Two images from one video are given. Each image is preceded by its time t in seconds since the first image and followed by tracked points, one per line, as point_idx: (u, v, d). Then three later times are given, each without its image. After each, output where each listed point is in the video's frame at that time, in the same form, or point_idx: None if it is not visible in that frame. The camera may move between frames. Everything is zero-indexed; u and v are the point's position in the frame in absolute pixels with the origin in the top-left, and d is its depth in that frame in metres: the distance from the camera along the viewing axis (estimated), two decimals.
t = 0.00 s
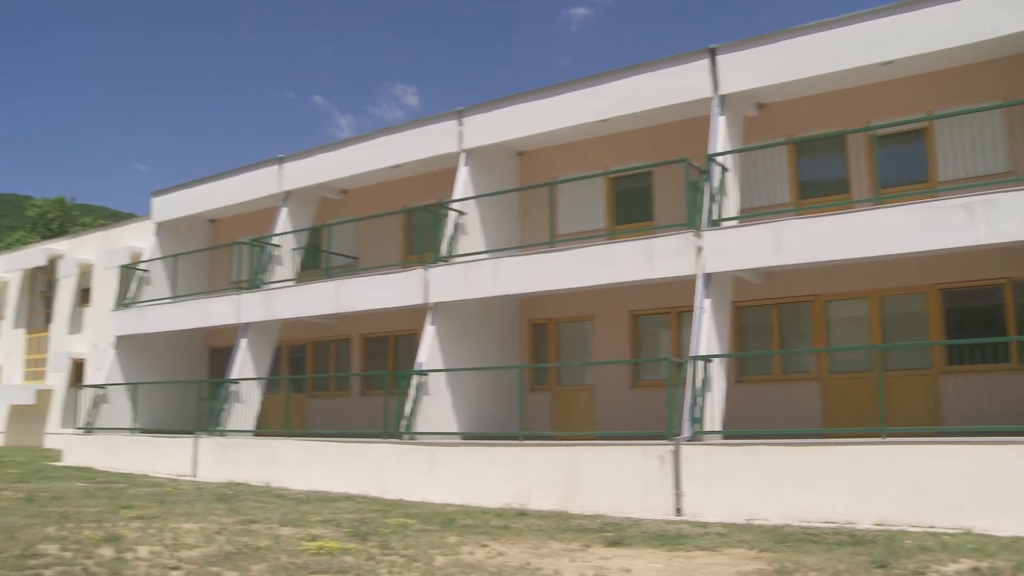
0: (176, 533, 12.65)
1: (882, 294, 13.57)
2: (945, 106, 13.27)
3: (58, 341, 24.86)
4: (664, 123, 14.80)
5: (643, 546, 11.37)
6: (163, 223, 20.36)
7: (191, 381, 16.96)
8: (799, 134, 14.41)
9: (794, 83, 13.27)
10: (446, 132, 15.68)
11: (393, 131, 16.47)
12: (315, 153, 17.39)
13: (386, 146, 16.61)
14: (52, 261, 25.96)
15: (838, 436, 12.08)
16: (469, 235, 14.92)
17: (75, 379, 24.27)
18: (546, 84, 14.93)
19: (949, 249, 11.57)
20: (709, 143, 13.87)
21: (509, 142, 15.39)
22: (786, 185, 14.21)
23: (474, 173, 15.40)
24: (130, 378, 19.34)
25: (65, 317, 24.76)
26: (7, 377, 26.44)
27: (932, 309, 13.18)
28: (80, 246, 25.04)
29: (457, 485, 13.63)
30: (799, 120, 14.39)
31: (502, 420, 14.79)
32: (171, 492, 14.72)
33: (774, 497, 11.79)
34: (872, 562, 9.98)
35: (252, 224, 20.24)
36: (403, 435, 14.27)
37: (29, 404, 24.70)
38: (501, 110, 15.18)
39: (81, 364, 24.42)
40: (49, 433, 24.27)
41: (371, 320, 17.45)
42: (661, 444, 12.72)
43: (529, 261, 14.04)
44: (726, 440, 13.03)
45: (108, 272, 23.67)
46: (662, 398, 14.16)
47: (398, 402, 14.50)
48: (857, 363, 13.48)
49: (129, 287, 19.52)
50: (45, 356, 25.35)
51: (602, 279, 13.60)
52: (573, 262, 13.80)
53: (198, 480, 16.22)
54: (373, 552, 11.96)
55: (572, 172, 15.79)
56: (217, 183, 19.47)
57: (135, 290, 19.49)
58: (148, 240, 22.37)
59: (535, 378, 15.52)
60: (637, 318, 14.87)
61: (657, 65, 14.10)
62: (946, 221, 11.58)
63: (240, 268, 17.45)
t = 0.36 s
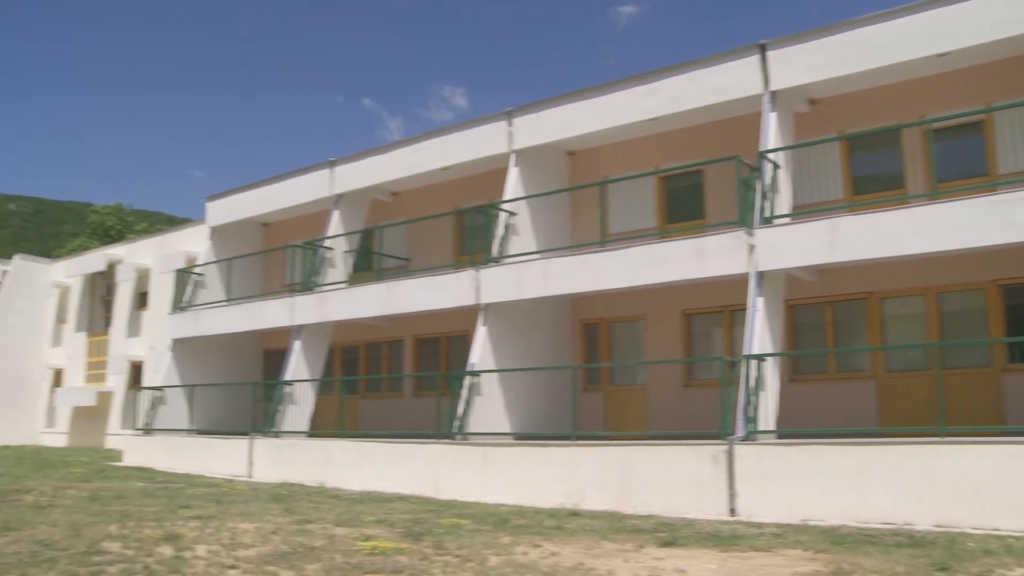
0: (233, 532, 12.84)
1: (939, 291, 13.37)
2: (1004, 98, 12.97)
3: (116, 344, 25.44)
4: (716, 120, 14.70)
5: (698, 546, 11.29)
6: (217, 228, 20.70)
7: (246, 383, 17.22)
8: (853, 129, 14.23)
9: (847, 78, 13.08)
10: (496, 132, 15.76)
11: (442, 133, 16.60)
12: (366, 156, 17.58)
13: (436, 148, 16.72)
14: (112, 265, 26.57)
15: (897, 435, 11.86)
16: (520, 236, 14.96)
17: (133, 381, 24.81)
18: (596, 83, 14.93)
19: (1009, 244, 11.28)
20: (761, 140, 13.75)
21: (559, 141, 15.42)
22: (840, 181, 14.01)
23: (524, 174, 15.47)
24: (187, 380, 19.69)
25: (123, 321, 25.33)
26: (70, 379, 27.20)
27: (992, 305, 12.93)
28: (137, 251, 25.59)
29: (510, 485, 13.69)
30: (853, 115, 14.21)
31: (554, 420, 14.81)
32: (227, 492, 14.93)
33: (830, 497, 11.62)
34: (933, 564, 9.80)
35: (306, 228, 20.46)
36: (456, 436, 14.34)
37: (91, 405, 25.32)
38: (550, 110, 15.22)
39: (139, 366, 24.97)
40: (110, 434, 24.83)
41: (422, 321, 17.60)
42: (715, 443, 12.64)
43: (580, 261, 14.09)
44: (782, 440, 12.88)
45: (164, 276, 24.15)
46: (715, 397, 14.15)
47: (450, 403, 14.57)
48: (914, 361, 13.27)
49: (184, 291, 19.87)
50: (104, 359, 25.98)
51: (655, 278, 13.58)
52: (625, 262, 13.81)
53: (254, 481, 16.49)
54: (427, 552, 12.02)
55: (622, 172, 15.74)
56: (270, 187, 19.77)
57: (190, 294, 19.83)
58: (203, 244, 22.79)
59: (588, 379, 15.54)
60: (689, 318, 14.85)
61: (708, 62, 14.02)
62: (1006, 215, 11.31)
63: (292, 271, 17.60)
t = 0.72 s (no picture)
0: (289, 532, 12.99)
1: (1000, 287, 13.10)
2: None
3: (172, 347, 25.88)
4: (768, 117, 14.59)
5: (754, 546, 11.17)
6: (269, 232, 20.89)
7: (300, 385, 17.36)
8: (908, 123, 14.01)
9: (901, 71, 12.86)
10: (546, 133, 15.82)
11: (491, 134, 16.66)
12: (416, 158, 17.75)
13: (486, 149, 16.82)
14: (168, 270, 27.07)
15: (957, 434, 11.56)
16: (571, 236, 15.01)
17: (190, 384, 25.29)
18: (646, 82, 14.90)
19: None
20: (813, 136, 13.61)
21: (609, 141, 15.43)
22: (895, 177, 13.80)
23: (574, 173, 15.48)
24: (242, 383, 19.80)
25: (180, 324, 25.79)
26: (130, 382, 27.83)
27: None
28: (192, 255, 25.97)
29: (564, 485, 13.71)
30: (908, 109, 14.00)
31: (606, 420, 14.84)
32: (282, 492, 15.11)
33: (889, 497, 11.39)
34: (997, 567, 9.58)
35: (359, 231, 20.75)
36: (510, 436, 14.39)
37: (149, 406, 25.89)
38: (600, 110, 15.23)
39: (196, 368, 25.42)
40: (169, 436, 25.35)
41: (474, 322, 17.75)
42: (769, 443, 12.51)
43: (632, 260, 14.13)
44: (838, 439, 12.69)
45: (219, 279, 24.52)
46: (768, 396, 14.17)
47: (502, 403, 14.57)
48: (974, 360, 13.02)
49: (240, 293, 20.09)
50: (162, 362, 26.51)
51: (709, 277, 13.49)
52: (677, 262, 13.76)
53: (309, 480, 16.73)
54: (481, 552, 12.05)
55: (673, 171, 15.70)
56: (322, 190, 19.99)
57: (245, 296, 20.05)
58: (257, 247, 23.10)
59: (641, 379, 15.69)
60: (742, 316, 14.86)
61: (759, 58, 13.90)
62: None
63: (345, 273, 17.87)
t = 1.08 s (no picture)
0: (341, 532, 13.09)
1: None
2: None
3: (225, 350, 26.25)
4: (819, 112, 14.45)
5: (808, 547, 11.01)
6: (319, 234, 21.14)
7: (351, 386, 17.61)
8: (962, 116, 13.74)
9: (954, 63, 12.59)
10: (593, 132, 15.86)
11: (539, 135, 16.73)
12: (464, 160, 17.91)
13: (533, 149, 16.91)
14: (219, 274, 27.48)
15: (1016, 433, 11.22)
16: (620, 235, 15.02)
17: (242, 386, 25.63)
18: (694, 79, 14.87)
19: None
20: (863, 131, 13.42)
21: (657, 139, 15.42)
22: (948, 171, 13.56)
23: (622, 173, 15.50)
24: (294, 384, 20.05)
25: (232, 327, 26.16)
26: (184, 384, 28.35)
27: None
28: (244, 258, 26.31)
29: (615, 485, 13.69)
30: (962, 101, 13.72)
31: (656, 420, 14.81)
32: (334, 492, 15.27)
33: (946, 498, 11.10)
34: None
35: (407, 232, 20.88)
36: (560, 436, 14.51)
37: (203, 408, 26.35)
38: (647, 109, 15.24)
39: (248, 371, 25.78)
40: (222, 437, 25.75)
41: (523, 323, 17.82)
42: (821, 443, 12.34)
43: (681, 260, 14.12)
44: (892, 438, 12.46)
45: (270, 282, 24.83)
46: (821, 396, 14.08)
47: (553, 404, 14.77)
48: None
49: (290, 295, 20.40)
50: (215, 364, 26.94)
51: (760, 275, 13.40)
52: (727, 261, 13.69)
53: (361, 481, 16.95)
54: (532, 552, 12.03)
55: (721, 169, 15.63)
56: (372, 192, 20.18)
57: (296, 298, 20.37)
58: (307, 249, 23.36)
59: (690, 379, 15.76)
60: (792, 314, 14.74)
61: (807, 53, 13.75)
62: None
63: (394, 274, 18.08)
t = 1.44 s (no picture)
0: (394, 532, 13.15)
1: None
2: None
3: (278, 352, 26.58)
4: (872, 106, 14.25)
5: (865, 548, 10.78)
6: (370, 237, 21.53)
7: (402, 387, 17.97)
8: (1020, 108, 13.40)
9: (1012, 53, 12.26)
10: (643, 131, 15.87)
11: (587, 134, 16.79)
12: (513, 160, 18.04)
13: (582, 149, 16.97)
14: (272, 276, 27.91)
15: None
16: (670, 233, 15.01)
17: (296, 387, 26.02)
18: (743, 75, 14.78)
19: None
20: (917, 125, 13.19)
21: (707, 137, 15.38)
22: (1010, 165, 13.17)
23: (672, 172, 15.49)
24: (346, 384, 20.49)
25: (285, 329, 26.49)
26: (238, 386, 28.76)
27: None
28: (296, 261, 26.59)
29: (668, 485, 13.64)
30: (1020, 93, 13.39)
31: (709, 419, 14.75)
32: (387, 493, 15.39)
33: (1008, 500, 10.70)
34: None
35: (458, 233, 21.06)
36: (612, 436, 14.56)
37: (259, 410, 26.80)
38: (697, 106, 15.21)
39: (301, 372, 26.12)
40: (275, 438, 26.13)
41: (575, 323, 17.94)
42: (877, 443, 12.09)
43: (733, 258, 14.03)
44: (950, 437, 12.16)
45: (322, 285, 25.09)
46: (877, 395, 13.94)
47: (605, 403, 14.82)
48: None
49: (342, 298, 20.90)
50: (269, 366, 27.30)
51: (813, 272, 13.24)
52: (780, 259, 13.58)
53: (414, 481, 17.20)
54: (585, 552, 11.96)
55: (772, 166, 15.53)
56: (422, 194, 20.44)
57: (348, 300, 20.85)
58: (358, 252, 23.56)
59: (743, 377, 15.75)
60: (845, 312, 14.55)
61: (859, 47, 13.55)
62: None
63: (445, 275, 18.38)
